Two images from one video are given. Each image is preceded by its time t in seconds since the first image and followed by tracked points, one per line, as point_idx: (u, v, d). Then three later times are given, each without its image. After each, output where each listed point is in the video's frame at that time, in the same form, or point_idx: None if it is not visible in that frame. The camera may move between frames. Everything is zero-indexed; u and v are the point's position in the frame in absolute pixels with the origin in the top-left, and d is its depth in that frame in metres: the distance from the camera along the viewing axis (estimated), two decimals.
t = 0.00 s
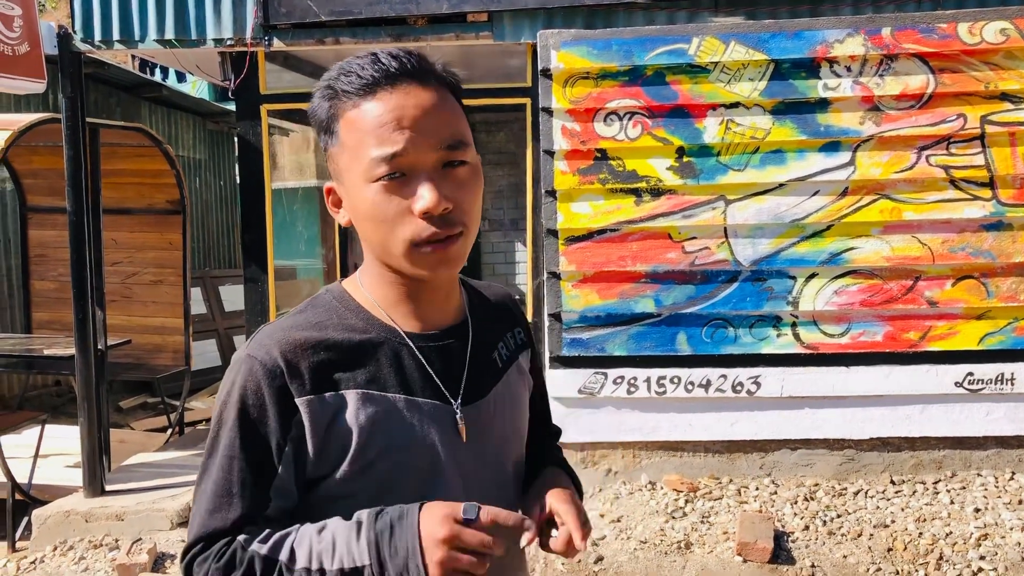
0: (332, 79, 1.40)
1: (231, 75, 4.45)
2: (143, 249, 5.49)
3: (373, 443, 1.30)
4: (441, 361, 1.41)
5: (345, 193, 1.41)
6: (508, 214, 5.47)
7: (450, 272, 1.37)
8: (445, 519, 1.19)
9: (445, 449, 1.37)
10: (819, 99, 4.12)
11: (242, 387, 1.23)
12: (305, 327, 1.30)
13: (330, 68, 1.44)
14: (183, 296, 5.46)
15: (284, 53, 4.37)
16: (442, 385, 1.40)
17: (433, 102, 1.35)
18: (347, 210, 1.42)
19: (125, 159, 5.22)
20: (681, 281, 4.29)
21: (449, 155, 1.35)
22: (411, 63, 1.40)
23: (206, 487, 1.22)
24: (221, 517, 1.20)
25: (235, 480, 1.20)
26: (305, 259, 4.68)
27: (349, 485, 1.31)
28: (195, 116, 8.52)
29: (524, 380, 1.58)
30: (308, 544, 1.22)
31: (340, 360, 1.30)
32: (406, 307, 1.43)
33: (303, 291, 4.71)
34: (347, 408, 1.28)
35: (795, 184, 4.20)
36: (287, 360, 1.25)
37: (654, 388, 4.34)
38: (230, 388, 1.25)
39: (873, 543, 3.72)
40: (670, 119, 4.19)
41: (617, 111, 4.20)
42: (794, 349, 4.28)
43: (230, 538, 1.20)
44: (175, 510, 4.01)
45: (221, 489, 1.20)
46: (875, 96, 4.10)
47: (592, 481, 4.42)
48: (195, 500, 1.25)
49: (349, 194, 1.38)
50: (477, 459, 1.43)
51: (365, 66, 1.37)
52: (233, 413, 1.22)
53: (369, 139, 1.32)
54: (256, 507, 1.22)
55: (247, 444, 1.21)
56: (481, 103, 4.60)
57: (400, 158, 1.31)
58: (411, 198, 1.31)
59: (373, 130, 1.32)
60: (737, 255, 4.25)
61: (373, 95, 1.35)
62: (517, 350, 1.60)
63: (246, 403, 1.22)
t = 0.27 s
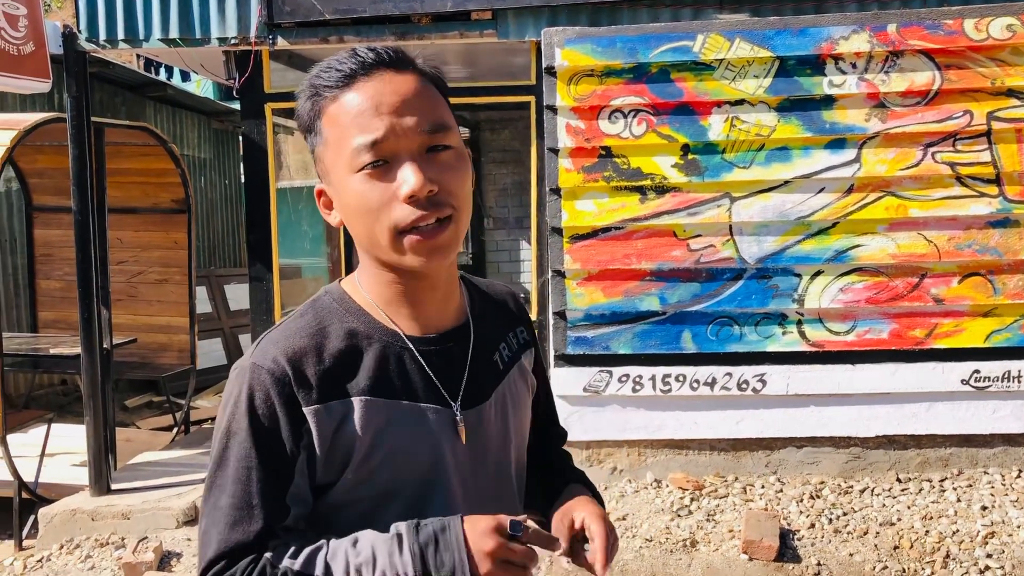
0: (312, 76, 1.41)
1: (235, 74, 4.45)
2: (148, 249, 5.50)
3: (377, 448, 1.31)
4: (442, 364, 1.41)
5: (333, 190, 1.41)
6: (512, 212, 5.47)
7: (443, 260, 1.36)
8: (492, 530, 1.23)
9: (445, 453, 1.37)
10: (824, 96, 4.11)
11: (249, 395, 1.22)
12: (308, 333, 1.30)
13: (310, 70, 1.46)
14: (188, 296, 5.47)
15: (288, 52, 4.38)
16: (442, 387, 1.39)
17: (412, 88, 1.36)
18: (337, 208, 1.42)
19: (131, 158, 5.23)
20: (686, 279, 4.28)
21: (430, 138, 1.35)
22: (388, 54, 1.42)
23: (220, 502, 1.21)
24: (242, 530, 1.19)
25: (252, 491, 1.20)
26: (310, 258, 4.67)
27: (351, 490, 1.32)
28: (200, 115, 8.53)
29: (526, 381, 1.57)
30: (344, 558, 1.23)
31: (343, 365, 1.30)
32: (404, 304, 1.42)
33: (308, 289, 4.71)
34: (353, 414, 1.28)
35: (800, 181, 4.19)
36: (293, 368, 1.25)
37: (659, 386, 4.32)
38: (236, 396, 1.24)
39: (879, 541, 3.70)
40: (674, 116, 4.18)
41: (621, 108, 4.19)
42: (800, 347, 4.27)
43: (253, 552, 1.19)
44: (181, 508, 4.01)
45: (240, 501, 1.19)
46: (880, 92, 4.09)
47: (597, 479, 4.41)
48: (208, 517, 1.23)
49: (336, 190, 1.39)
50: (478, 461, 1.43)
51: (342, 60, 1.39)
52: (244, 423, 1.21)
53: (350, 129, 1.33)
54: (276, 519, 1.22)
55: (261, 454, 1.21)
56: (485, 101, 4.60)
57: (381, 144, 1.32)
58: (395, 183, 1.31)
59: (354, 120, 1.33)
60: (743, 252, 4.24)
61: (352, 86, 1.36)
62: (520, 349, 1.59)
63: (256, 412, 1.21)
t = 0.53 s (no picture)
0: (324, 78, 1.41)
1: (242, 74, 4.46)
2: (156, 248, 5.52)
3: (384, 449, 1.31)
4: (451, 365, 1.40)
5: (344, 193, 1.41)
6: (519, 211, 5.47)
7: (453, 266, 1.37)
8: (496, 555, 1.24)
9: (453, 455, 1.37)
10: (832, 94, 4.10)
11: (256, 397, 1.24)
12: (316, 334, 1.30)
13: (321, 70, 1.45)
14: (196, 295, 5.49)
15: (294, 52, 4.38)
16: (450, 389, 1.38)
17: (424, 94, 1.36)
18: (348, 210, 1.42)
19: (139, 158, 5.25)
20: (693, 277, 4.27)
21: (442, 144, 1.35)
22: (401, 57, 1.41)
23: (227, 501, 1.23)
24: (248, 530, 1.21)
25: (258, 493, 1.21)
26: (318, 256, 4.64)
27: (359, 491, 1.33)
28: (208, 115, 8.55)
29: (536, 381, 1.56)
30: (347, 563, 1.24)
31: (350, 367, 1.30)
32: (414, 307, 1.42)
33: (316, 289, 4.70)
34: (359, 416, 1.29)
35: (808, 180, 4.18)
36: (299, 371, 1.25)
37: (667, 385, 4.32)
38: (244, 397, 1.26)
39: (888, 540, 3.69)
40: (681, 115, 4.17)
41: (628, 107, 4.19)
42: (807, 346, 4.26)
43: (258, 552, 1.22)
44: (189, 507, 4.02)
45: (245, 502, 1.21)
46: (888, 90, 4.08)
47: (604, 478, 4.41)
48: (216, 515, 1.25)
49: (347, 193, 1.39)
50: (486, 462, 1.43)
51: (355, 63, 1.38)
52: (250, 424, 1.22)
53: (361, 134, 1.34)
54: (282, 519, 1.24)
55: (266, 455, 1.22)
56: (492, 100, 4.60)
57: (392, 151, 1.32)
58: (406, 191, 1.32)
59: (365, 125, 1.33)
60: (750, 251, 4.23)
61: (364, 90, 1.36)
62: (530, 349, 1.58)
63: (262, 413, 1.23)
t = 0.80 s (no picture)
0: (342, 76, 1.41)
1: (249, 74, 4.47)
2: (163, 249, 5.54)
3: (392, 448, 1.31)
4: (461, 364, 1.40)
5: (359, 191, 1.42)
6: (526, 211, 5.47)
7: (467, 266, 1.37)
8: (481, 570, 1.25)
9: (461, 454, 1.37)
10: (839, 92, 4.10)
11: (265, 394, 1.24)
12: (327, 332, 1.31)
13: (339, 68, 1.45)
14: (204, 295, 5.50)
15: (301, 52, 4.39)
16: (459, 389, 1.38)
17: (441, 94, 1.36)
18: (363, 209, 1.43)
19: (147, 159, 5.26)
20: (700, 277, 4.27)
21: (458, 145, 1.35)
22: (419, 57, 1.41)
23: (234, 495, 1.25)
24: (251, 524, 1.22)
25: (263, 489, 1.22)
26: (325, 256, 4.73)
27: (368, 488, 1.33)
28: (215, 115, 8.57)
29: (547, 381, 1.55)
30: (338, 566, 1.24)
31: (360, 366, 1.30)
32: (426, 307, 1.42)
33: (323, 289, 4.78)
34: (368, 415, 1.29)
35: (815, 179, 4.17)
36: (308, 369, 1.26)
37: (674, 384, 4.32)
38: (253, 393, 1.26)
39: (896, 540, 3.67)
40: (688, 114, 4.17)
41: (634, 107, 4.19)
42: (815, 345, 4.25)
43: (260, 546, 1.23)
44: (197, 507, 4.03)
45: (250, 498, 1.23)
46: (895, 89, 4.07)
47: (611, 478, 4.40)
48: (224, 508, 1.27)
49: (363, 192, 1.39)
50: (494, 462, 1.42)
51: (373, 62, 1.38)
52: (258, 421, 1.23)
53: (378, 133, 1.34)
54: (285, 514, 1.25)
55: (273, 452, 1.23)
56: (499, 100, 4.60)
57: (409, 150, 1.32)
58: (423, 190, 1.32)
59: (382, 124, 1.34)
60: (757, 250, 4.23)
61: (381, 90, 1.36)
62: (542, 349, 1.57)
63: (270, 411, 1.24)
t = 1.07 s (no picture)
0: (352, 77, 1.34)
1: (254, 74, 4.48)
2: (170, 248, 5.55)
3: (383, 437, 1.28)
4: (459, 364, 1.36)
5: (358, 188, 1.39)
6: (532, 210, 5.46)
7: (429, 288, 1.28)
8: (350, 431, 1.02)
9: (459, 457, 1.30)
10: (845, 90, 4.08)
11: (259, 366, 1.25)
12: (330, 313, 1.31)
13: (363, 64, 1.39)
14: (210, 295, 5.51)
15: (306, 52, 4.39)
16: (454, 389, 1.34)
17: (423, 114, 1.24)
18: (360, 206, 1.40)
19: (153, 159, 5.28)
20: (705, 276, 4.25)
21: (429, 169, 1.24)
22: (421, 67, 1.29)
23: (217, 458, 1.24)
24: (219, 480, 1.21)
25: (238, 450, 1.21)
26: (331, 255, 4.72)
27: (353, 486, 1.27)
28: (221, 115, 8.59)
29: (555, 388, 1.48)
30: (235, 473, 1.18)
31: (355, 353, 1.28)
32: (417, 310, 1.38)
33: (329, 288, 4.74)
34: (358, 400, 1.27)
35: (821, 177, 4.15)
36: (305, 346, 1.25)
37: (679, 384, 4.31)
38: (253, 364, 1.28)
39: (902, 540, 3.65)
40: (693, 112, 4.15)
41: (639, 105, 4.17)
42: (821, 344, 4.23)
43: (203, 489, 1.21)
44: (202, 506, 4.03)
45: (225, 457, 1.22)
46: (902, 87, 4.05)
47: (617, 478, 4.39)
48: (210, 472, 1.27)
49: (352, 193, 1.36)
50: (492, 467, 1.34)
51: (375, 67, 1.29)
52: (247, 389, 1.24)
53: (358, 143, 1.27)
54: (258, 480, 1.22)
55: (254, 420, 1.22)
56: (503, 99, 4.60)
57: (378, 166, 1.24)
58: (383, 211, 1.24)
59: (364, 133, 1.27)
60: (763, 249, 4.21)
61: (370, 98, 1.27)
62: (552, 355, 1.50)
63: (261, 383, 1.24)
